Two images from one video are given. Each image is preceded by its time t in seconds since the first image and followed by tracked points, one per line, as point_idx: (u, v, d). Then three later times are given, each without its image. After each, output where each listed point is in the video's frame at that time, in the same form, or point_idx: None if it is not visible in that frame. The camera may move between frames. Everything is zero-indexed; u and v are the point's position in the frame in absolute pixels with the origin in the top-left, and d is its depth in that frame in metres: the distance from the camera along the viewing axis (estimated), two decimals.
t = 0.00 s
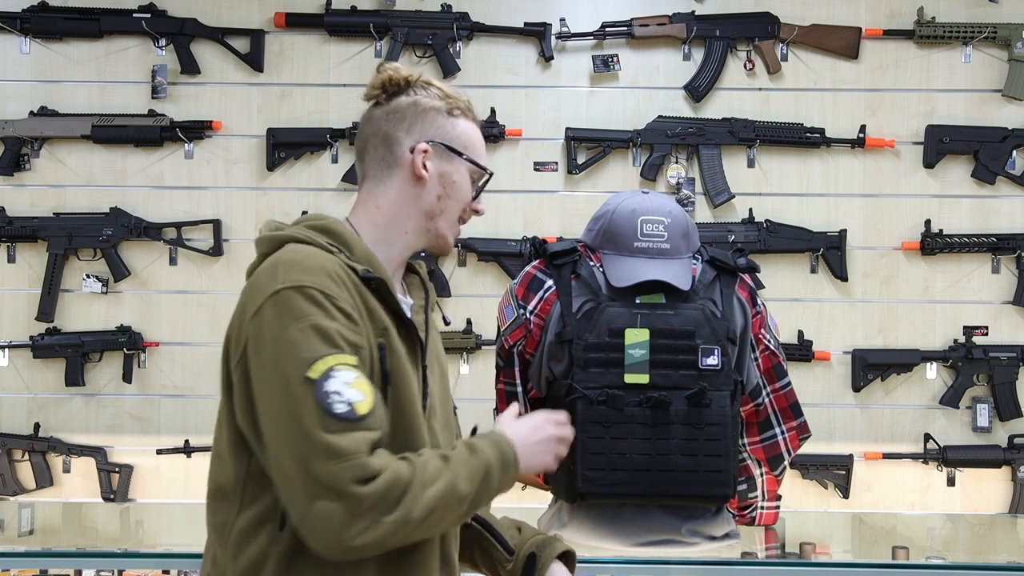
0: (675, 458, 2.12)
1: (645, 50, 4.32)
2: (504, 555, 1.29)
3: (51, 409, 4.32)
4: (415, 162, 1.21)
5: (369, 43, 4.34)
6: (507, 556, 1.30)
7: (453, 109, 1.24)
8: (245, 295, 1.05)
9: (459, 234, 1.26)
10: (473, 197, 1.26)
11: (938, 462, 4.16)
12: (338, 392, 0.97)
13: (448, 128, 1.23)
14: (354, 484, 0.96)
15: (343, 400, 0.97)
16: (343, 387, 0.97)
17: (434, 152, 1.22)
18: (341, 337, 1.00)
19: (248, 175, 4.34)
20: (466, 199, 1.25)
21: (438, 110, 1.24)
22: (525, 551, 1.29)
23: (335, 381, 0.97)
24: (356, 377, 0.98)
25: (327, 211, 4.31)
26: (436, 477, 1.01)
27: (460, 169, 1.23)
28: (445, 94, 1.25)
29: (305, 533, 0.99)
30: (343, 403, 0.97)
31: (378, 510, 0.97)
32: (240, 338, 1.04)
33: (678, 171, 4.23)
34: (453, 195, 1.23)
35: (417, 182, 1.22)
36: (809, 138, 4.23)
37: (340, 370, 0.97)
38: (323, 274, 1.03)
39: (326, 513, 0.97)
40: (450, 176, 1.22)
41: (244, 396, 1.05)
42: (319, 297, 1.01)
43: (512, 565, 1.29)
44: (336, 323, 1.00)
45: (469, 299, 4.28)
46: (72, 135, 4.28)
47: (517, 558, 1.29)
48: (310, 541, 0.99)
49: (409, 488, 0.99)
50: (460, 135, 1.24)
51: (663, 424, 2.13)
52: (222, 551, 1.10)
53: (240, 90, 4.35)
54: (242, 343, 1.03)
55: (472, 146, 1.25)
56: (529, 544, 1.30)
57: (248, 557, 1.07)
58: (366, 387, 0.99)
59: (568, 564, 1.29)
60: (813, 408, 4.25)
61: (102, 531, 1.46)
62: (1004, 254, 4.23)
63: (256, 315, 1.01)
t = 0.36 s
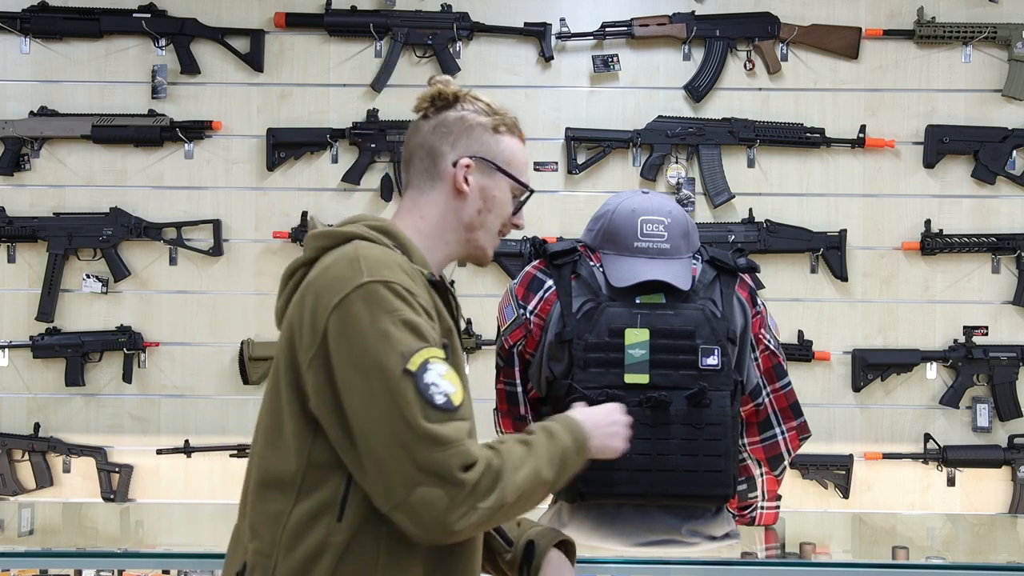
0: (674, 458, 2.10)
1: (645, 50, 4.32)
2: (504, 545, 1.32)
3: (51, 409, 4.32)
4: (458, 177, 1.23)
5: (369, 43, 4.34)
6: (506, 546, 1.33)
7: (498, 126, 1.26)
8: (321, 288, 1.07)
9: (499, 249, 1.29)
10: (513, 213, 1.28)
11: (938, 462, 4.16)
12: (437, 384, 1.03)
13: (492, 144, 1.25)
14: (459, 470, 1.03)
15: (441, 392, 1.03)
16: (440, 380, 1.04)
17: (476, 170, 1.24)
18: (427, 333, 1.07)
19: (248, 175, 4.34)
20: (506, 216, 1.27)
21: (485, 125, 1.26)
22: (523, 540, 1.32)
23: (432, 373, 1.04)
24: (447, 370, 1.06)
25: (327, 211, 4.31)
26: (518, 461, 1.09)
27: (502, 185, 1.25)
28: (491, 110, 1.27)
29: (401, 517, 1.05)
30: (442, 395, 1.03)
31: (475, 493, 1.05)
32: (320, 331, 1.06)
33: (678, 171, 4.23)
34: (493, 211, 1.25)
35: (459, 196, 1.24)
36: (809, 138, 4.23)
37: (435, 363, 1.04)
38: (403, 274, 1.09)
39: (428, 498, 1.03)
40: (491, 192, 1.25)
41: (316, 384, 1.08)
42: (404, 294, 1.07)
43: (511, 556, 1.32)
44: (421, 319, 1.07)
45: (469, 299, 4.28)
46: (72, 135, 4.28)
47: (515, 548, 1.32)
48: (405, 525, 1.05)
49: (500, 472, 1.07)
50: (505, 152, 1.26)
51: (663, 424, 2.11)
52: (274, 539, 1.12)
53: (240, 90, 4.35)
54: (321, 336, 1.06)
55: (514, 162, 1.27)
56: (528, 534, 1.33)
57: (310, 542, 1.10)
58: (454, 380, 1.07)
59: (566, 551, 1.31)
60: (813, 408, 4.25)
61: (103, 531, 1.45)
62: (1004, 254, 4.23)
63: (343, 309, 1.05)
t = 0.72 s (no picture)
0: (674, 458, 2.11)
1: (645, 50, 4.32)
2: (505, 541, 1.32)
3: (51, 409, 4.32)
4: (457, 174, 1.23)
5: (369, 43, 4.34)
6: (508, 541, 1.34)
7: (498, 117, 1.25)
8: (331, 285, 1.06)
9: (523, 238, 1.25)
10: (531, 199, 1.25)
11: (938, 462, 4.16)
12: (430, 386, 0.98)
13: (493, 137, 1.24)
14: (439, 475, 0.97)
15: (433, 394, 0.98)
16: (434, 381, 0.98)
17: (477, 163, 1.23)
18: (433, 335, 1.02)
19: (248, 175, 4.34)
20: (523, 203, 1.24)
21: (483, 120, 1.25)
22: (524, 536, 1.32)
23: (427, 375, 0.98)
24: (446, 373, 1.00)
25: (327, 211, 4.31)
26: (513, 478, 1.00)
27: (509, 173, 1.23)
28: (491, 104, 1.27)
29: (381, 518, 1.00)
30: (433, 397, 0.98)
31: (457, 502, 0.98)
32: (327, 324, 1.04)
33: (678, 171, 4.23)
34: (505, 201, 1.23)
35: (463, 192, 1.23)
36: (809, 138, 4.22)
37: (432, 365, 0.99)
38: (414, 273, 1.05)
39: (407, 499, 0.98)
40: (495, 183, 1.23)
41: (323, 379, 1.05)
42: (411, 295, 1.03)
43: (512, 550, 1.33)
44: (428, 320, 1.02)
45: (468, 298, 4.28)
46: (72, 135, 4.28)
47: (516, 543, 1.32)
48: (387, 526, 1.00)
49: (485, 485, 0.99)
50: (507, 142, 1.24)
51: (663, 425, 2.11)
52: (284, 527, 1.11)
53: (240, 90, 4.35)
54: (328, 331, 1.04)
55: (518, 150, 1.24)
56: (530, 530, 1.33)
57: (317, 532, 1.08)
58: (452, 385, 1.01)
59: (567, 548, 1.30)
60: (814, 408, 4.25)
61: (103, 531, 1.45)
62: (1004, 254, 4.23)
63: (349, 302, 1.02)
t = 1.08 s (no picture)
0: (674, 458, 2.12)
1: (645, 51, 4.32)
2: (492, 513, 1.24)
3: (51, 409, 4.32)
4: (391, 174, 1.07)
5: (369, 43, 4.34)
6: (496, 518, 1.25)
7: (416, 94, 1.09)
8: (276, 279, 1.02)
9: (475, 210, 1.07)
10: (470, 162, 1.06)
11: (938, 462, 4.16)
12: (258, 384, 0.87)
13: (416, 117, 1.08)
14: (215, 470, 0.85)
15: (257, 393, 0.86)
16: (265, 381, 0.87)
17: (408, 150, 1.07)
18: (301, 337, 0.90)
19: (248, 175, 4.34)
20: (462, 171, 1.06)
21: (403, 105, 1.09)
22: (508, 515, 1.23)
23: (262, 374, 0.87)
24: (286, 378, 0.87)
25: (328, 211, 4.31)
26: (307, 498, 0.87)
27: (442, 147, 1.06)
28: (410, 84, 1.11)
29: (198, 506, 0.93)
30: (257, 397, 0.86)
31: (230, 499, 0.86)
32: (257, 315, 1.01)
33: (678, 171, 4.23)
34: (442, 178, 1.06)
35: (406, 186, 1.07)
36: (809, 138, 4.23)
37: (272, 364, 0.87)
38: (317, 272, 0.95)
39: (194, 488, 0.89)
40: (427, 165, 1.06)
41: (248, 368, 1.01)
42: (299, 294, 0.92)
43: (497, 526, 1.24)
44: (304, 323, 0.91)
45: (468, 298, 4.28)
46: (72, 135, 4.28)
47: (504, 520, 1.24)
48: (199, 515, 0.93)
49: (269, 495, 0.86)
50: (431, 113, 1.07)
51: (663, 425, 2.13)
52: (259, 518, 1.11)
53: (240, 90, 4.35)
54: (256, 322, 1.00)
55: (442, 118, 1.07)
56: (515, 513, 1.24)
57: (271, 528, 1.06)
58: (294, 392, 0.88)
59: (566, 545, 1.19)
60: (814, 408, 4.25)
61: (103, 531, 1.45)
62: (1004, 254, 4.23)
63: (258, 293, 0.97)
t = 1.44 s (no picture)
0: (675, 458, 2.12)
1: (645, 51, 4.32)
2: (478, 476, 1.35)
3: (51, 409, 4.32)
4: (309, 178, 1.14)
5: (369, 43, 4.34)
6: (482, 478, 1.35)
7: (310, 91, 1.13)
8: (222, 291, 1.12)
9: (377, 193, 1.09)
10: (361, 148, 1.08)
11: (937, 462, 4.16)
12: (156, 384, 0.95)
13: (311, 115, 1.12)
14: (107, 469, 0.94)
15: (154, 392, 0.95)
16: (163, 381, 0.95)
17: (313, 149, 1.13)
18: (203, 337, 0.98)
19: (247, 175, 4.34)
20: (353, 157, 1.09)
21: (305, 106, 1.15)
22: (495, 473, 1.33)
23: (162, 374, 0.96)
24: (183, 377, 0.96)
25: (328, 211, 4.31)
26: (185, 496, 0.92)
27: (330, 139, 1.10)
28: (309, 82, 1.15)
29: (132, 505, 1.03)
30: (154, 395, 0.95)
31: (125, 498, 0.94)
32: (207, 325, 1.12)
33: (678, 170, 4.23)
34: (340, 170, 1.09)
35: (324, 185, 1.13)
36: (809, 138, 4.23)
37: (173, 365, 0.96)
38: (231, 276, 1.04)
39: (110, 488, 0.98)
40: (326, 160, 1.10)
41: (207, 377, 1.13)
42: (208, 297, 1.01)
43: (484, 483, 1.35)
44: (210, 324, 0.99)
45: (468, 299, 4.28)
46: (72, 135, 4.28)
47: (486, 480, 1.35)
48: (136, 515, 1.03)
49: (157, 492, 0.93)
50: (319, 109, 1.11)
51: (663, 425, 2.13)
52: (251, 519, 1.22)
53: (240, 90, 4.35)
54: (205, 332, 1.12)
55: (329, 110, 1.10)
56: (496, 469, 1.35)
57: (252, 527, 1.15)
58: (189, 391, 0.95)
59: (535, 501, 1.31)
60: (814, 408, 4.25)
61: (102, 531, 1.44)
62: (1004, 254, 4.23)
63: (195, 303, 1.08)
